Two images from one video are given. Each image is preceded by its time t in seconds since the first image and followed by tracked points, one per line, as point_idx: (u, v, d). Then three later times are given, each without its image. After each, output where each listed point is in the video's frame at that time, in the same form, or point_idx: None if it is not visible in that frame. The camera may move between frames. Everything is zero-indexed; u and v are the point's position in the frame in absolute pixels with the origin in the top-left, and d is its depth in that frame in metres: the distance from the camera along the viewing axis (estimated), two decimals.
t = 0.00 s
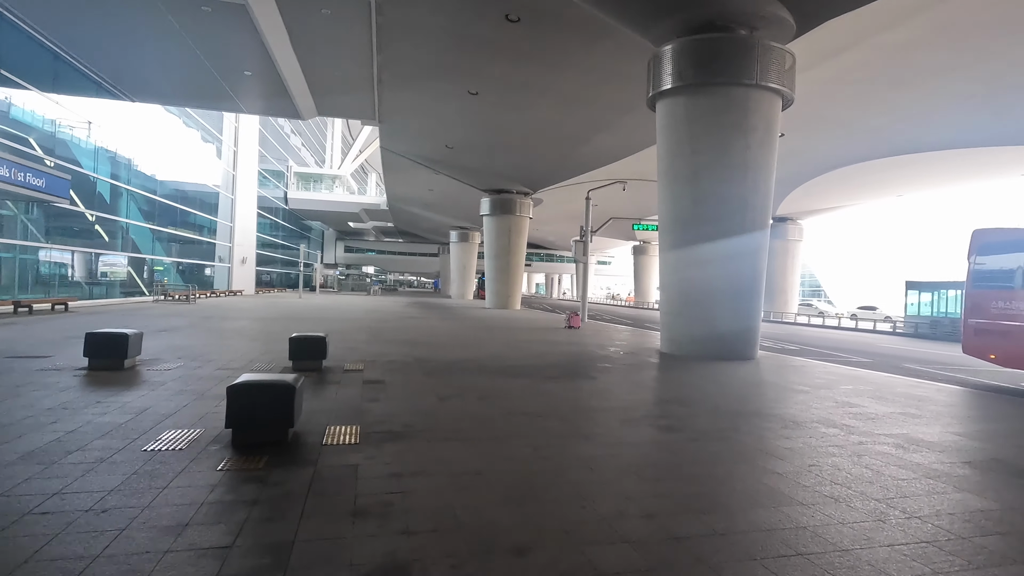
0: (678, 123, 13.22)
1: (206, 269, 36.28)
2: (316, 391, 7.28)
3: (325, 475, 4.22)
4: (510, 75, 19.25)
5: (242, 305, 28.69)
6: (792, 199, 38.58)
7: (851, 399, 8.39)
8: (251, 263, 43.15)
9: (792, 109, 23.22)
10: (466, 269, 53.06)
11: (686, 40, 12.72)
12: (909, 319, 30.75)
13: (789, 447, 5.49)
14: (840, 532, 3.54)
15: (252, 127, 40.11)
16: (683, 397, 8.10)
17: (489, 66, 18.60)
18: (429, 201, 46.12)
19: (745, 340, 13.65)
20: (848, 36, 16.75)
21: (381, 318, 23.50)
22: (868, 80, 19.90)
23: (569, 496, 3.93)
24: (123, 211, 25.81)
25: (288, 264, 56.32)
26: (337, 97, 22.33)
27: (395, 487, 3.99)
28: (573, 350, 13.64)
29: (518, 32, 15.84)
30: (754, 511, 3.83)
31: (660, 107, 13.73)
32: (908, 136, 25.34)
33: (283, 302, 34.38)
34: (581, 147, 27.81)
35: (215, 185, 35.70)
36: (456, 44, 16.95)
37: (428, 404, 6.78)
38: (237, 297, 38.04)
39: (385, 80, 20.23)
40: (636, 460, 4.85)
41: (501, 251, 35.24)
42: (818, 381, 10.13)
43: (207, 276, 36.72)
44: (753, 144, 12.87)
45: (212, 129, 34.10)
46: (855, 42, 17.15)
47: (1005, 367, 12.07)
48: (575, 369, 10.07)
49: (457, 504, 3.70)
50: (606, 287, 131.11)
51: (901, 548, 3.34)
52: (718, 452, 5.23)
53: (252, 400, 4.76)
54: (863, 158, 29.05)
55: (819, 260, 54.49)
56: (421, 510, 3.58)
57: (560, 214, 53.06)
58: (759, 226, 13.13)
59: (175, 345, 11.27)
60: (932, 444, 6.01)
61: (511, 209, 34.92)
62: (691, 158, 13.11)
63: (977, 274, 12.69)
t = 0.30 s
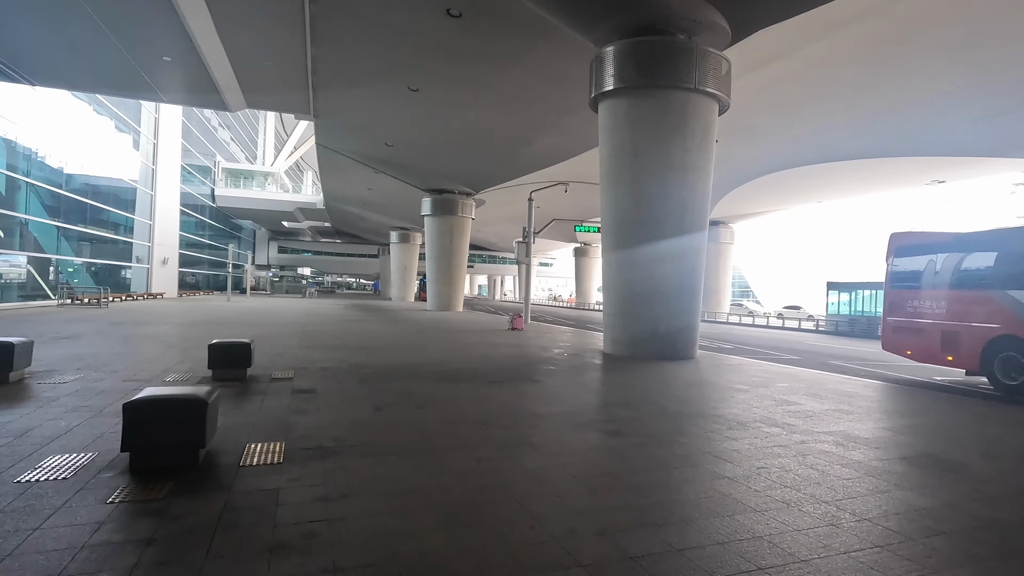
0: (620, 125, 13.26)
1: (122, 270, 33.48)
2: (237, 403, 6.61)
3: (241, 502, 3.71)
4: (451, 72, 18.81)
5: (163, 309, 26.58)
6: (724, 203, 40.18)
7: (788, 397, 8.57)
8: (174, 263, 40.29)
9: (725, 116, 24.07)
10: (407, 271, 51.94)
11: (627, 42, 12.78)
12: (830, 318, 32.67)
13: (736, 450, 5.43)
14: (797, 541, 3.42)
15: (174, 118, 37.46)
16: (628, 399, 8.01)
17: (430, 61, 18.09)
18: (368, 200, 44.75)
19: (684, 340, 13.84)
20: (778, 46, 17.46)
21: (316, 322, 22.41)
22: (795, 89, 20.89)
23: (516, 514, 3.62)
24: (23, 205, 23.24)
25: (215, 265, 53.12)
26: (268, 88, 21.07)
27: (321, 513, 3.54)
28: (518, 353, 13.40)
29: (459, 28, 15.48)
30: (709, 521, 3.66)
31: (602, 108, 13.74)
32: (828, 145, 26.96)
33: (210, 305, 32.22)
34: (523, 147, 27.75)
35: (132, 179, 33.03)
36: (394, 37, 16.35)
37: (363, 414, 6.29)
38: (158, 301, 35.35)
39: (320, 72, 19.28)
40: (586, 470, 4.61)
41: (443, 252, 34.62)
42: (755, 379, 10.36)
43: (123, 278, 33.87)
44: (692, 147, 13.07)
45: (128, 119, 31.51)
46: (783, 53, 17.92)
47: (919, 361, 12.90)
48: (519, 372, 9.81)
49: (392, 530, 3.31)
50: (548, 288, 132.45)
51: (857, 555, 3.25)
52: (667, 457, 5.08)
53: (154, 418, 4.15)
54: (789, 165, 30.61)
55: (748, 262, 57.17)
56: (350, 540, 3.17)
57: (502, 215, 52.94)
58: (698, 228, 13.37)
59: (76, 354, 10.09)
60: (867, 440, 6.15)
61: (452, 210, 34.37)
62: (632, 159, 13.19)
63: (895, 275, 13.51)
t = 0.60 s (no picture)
0: (557, 123, 13.18)
1: (9, 272, 30.00)
2: (136, 420, 5.83)
3: (128, 540, 3.13)
4: (384, 64, 18.10)
5: (58, 315, 23.97)
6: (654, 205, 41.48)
7: (723, 394, 8.72)
8: (73, 264, 36.60)
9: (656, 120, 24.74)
10: (337, 271, 50.02)
11: (563, 41, 12.73)
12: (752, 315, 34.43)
13: (680, 450, 5.34)
14: (750, 548, 3.30)
15: (73, 104, 34.02)
16: (568, 401, 7.83)
17: (360, 53, 17.30)
18: (294, 197, 42.62)
19: (621, 340, 13.92)
20: (705, 52, 18.09)
21: (237, 326, 20.91)
22: (720, 96, 21.79)
23: (454, 537, 3.27)
24: None
25: (123, 266, 48.85)
26: (181, 74, 19.42)
27: (227, 549, 3.04)
28: (454, 356, 13.00)
29: (391, 19, 14.88)
30: (660, 530, 3.48)
31: (539, 105, 13.62)
32: (750, 151, 28.39)
33: (115, 309, 29.43)
34: (459, 145, 27.32)
35: (21, 170, 29.65)
36: (321, 25, 15.47)
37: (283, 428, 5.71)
38: (53, 305, 31.94)
39: (240, 59, 17.99)
40: (530, 481, 4.33)
41: (375, 252, 33.49)
42: (689, 377, 10.53)
43: (10, 280, 30.35)
44: (627, 147, 13.17)
45: (15, 103, 28.24)
46: (710, 59, 18.59)
47: (836, 356, 13.67)
48: (456, 376, 9.43)
49: (312, 566, 2.88)
50: (483, 289, 132.41)
51: (810, 560, 3.16)
52: (613, 462, 4.90)
53: (18, 445, 3.47)
54: (714, 169, 31.97)
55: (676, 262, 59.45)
56: None
57: (437, 215, 52.13)
58: (633, 228, 13.50)
59: None
60: (800, 435, 6.28)
61: (385, 208, 33.29)
62: (569, 159, 13.14)
63: (814, 274, 14.30)
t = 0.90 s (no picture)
0: (492, 117, 12.88)
1: None
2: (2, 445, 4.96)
3: None
4: (308, 49, 17.05)
5: None
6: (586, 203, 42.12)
7: (658, 391, 8.74)
8: None
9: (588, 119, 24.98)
10: (259, 269, 47.30)
11: (498, 32, 12.45)
12: (678, 311, 35.72)
13: (623, 454, 5.19)
14: (703, 561, 3.13)
15: None
16: (506, 404, 7.54)
17: (281, 35, 16.18)
18: (210, 190, 39.76)
19: (556, 338, 13.81)
20: (636, 53, 18.38)
21: (142, 329, 19.06)
22: (650, 97, 22.28)
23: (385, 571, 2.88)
24: None
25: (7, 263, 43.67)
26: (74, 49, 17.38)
27: None
28: (386, 357, 12.41)
29: None
30: (610, 547, 3.25)
31: (474, 98, 13.27)
32: (677, 153, 29.33)
33: None
34: (389, 138, 26.40)
35: None
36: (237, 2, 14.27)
37: (188, 446, 5.04)
38: None
39: (143, 36, 16.34)
40: (469, 496, 3.99)
41: (300, 248, 31.78)
42: (624, 374, 10.55)
43: None
44: (563, 144, 13.06)
45: None
46: (641, 59, 18.93)
47: (759, 350, 14.23)
48: (387, 380, 8.90)
49: None
50: (415, 287, 130.19)
51: (764, 570, 3.03)
52: (555, 470, 4.65)
53: None
54: (643, 170, 32.82)
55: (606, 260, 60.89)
56: None
57: (367, 211, 50.43)
58: (569, 225, 13.42)
59: None
60: (736, 432, 6.32)
61: (311, 202, 31.62)
62: (505, 154, 12.88)
63: (738, 272, 14.83)
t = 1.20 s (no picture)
0: (420, 109, 12.41)
1: None
2: None
3: None
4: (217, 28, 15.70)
5: None
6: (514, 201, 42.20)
7: (592, 390, 8.68)
8: None
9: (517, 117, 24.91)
10: (163, 267, 43.52)
11: (426, 21, 12.00)
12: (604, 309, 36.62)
13: (563, 459, 4.98)
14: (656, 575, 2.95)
15: None
16: (438, 408, 7.18)
17: (186, 12, 14.78)
18: (104, 180, 36.08)
19: (489, 337, 13.53)
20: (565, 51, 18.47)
21: (19, 335, 16.81)
22: (578, 96, 22.54)
23: None
24: None
25: None
26: None
27: None
28: (306, 361, 11.61)
29: None
30: (558, 566, 3.00)
31: (400, 89, 12.73)
32: (604, 153, 29.95)
33: None
34: (310, 129, 25.03)
35: None
36: None
37: (64, 473, 4.30)
38: None
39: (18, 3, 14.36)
40: (400, 516, 3.61)
41: (210, 244, 29.48)
42: (557, 373, 10.47)
43: None
44: (494, 139, 12.78)
45: None
46: (570, 58, 19.06)
47: (684, 345, 14.68)
48: (308, 386, 8.24)
49: None
50: (339, 286, 125.62)
51: None
52: (493, 481, 4.36)
53: None
54: (570, 169, 33.29)
55: (535, 258, 61.53)
56: None
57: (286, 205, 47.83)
58: (499, 222, 13.16)
59: None
60: (670, 428, 6.33)
61: (222, 195, 29.40)
62: (433, 147, 12.44)
63: (664, 270, 15.24)
